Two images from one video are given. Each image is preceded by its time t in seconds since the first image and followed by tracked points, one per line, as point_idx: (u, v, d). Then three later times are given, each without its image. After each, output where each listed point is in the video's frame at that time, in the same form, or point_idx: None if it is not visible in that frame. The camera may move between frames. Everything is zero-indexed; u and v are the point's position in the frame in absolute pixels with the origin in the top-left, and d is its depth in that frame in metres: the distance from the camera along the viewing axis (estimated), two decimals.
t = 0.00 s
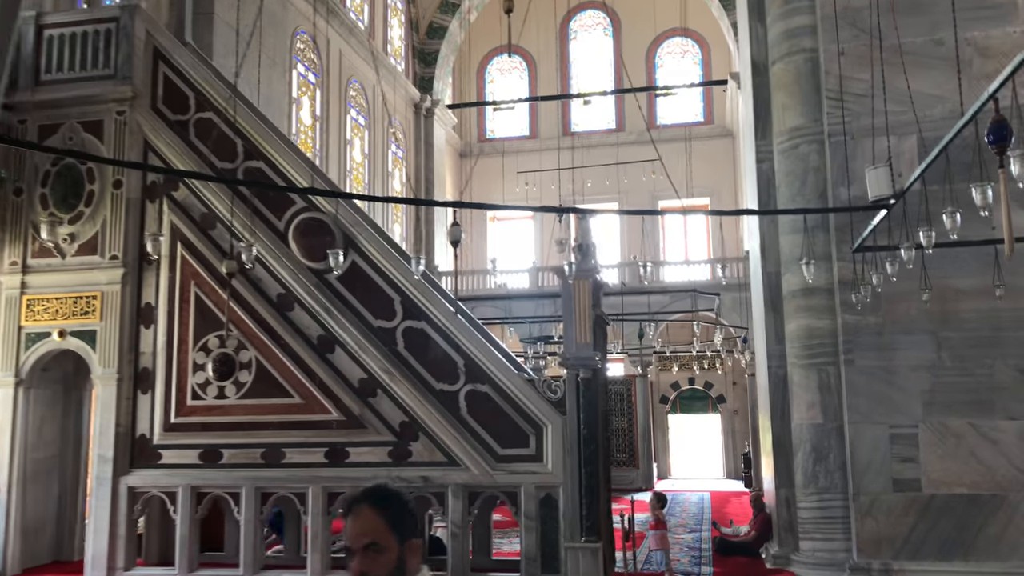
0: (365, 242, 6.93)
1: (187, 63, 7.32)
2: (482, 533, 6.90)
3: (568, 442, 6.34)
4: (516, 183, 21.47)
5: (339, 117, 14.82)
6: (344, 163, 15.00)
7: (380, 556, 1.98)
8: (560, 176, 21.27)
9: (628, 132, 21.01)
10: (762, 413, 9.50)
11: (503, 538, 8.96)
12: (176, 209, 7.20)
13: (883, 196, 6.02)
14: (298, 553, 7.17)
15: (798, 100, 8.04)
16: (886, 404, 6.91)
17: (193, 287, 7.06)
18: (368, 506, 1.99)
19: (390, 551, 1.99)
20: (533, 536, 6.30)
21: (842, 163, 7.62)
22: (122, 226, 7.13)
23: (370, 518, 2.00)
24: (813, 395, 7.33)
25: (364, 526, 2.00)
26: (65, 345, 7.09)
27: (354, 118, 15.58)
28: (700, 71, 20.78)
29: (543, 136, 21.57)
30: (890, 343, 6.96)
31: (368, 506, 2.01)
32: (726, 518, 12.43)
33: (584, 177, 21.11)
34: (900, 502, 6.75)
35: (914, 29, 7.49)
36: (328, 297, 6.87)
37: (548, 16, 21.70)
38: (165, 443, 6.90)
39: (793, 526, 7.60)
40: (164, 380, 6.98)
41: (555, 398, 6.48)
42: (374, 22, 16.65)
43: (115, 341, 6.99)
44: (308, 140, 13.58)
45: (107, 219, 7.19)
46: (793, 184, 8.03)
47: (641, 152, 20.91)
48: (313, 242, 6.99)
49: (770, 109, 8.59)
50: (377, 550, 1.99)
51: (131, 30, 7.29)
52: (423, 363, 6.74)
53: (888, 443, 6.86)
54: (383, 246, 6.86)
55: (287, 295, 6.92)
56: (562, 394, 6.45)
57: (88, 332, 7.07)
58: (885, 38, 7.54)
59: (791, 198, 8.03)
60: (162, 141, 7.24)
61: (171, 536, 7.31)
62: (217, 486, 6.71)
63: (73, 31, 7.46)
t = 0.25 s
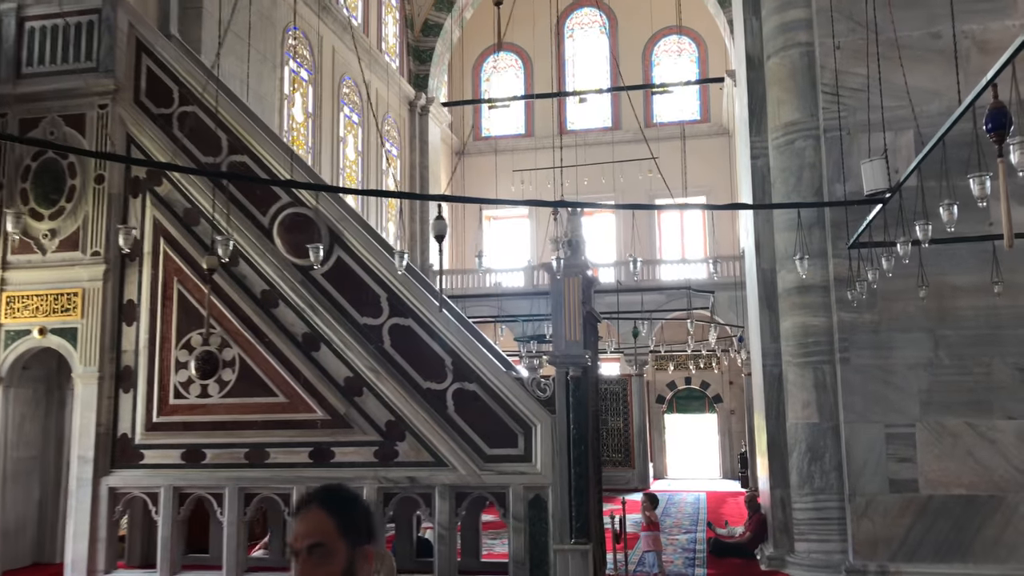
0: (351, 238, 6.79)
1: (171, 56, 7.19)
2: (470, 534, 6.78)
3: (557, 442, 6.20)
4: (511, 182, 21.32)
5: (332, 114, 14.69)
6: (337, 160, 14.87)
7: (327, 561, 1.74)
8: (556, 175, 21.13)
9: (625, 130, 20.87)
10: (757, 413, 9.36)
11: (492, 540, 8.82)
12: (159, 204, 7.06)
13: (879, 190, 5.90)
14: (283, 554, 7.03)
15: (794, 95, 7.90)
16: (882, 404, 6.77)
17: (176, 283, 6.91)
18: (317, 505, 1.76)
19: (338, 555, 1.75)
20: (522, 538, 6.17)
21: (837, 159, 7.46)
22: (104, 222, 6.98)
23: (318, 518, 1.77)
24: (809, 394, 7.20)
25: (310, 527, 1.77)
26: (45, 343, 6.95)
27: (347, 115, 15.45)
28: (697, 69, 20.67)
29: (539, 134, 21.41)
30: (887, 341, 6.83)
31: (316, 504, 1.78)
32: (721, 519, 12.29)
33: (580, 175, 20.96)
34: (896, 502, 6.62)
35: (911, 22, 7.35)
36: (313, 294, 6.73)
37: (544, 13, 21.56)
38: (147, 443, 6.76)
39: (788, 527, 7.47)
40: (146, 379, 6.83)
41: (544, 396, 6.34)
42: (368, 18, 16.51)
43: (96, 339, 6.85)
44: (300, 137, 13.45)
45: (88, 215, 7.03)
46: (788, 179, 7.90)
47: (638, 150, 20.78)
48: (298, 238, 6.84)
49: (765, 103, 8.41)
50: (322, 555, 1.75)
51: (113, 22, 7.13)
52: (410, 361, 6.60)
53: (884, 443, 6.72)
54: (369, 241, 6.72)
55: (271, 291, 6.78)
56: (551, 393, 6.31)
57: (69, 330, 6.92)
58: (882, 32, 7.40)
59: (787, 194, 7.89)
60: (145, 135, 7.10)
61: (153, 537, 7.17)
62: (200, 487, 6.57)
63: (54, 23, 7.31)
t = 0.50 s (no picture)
0: (337, 235, 6.64)
1: (154, 49, 7.00)
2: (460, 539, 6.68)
3: (548, 444, 6.06)
4: (507, 181, 21.19)
5: (324, 111, 14.52)
6: (330, 158, 14.70)
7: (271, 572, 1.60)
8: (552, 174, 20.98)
9: (622, 129, 20.72)
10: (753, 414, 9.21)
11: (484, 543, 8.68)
12: (142, 201, 6.91)
13: (878, 185, 5.75)
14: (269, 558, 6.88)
15: (791, 90, 7.74)
16: (881, 405, 6.62)
17: (159, 281, 6.76)
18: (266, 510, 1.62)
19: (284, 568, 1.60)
20: (511, 542, 6.02)
21: (835, 155, 7.29)
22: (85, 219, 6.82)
23: (266, 525, 1.62)
24: (806, 395, 7.05)
25: (257, 534, 1.61)
26: (25, 342, 6.78)
27: (340, 112, 15.29)
28: (694, 68, 20.56)
29: (536, 133, 21.23)
30: (885, 341, 6.68)
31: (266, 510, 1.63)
32: (717, 522, 12.13)
33: (576, 174, 20.79)
34: (895, 505, 6.47)
35: (909, 16, 7.19)
36: (298, 292, 6.59)
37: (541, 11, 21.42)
38: (128, 445, 6.60)
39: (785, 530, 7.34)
40: (128, 380, 6.67)
41: (535, 397, 6.19)
42: (363, 15, 16.36)
43: (77, 338, 6.69)
44: (292, 134, 13.29)
45: (70, 212, 6.86)
46: (785, 176, 7.73)
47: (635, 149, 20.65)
48: (283, 235, 6.69)
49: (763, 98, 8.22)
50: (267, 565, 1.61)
51: (94, 13, 6.93)
52: (397, 361, 6.45)
53: (883, 445, 6.57)
54: (356, 238, 6.57)
55: (255, 290, 6.63)
56: (542, 394, 6.16)
57: (49, 329, 6.76)
58: (880, 25, 7.24)
59: (783, 190, 7.73)
60: (128, 130, 6.94)
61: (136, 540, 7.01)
62: (183, 490, 6.42)
63: (35, 15, 7.11)
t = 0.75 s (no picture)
0: (325, 232, 6.48)
1: (139, 41, 6.83)
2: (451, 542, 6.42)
3: (541, 446, 5.90)
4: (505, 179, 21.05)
5: (319, 108, 14.37)
6: (325, 156, 14.56)
7: None
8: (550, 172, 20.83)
9: (620, 127, 20.56)
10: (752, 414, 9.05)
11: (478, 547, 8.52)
12: (126, 196, 6.74)
13: (880, 179, 5.61)
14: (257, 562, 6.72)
15: (790, 85, 7.57)
16: (882, 405, 6.47)
17: (144, 279, 6.61)
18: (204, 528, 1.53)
19: None
20: (503, 546, 5.86)
21: (835, 150, 7.13)
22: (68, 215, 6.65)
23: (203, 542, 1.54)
24: (805, 395, 6.87)
25: (195, 550, 1.54)
26: (7, 341, 6.63)
27: (336, 110, 15.14)
28: (693, 65, 20.41)
29: (535, 131, 21.06)
30: (887, 340, 6.53)
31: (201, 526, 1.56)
32: (715, 523, 11.98)
33: (574, 172, 20.63)
34: (897, 508, 6.32)
35: (911, 9, 7.00)
36: (286, 290, 6.43)
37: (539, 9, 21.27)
38: (112, 447, 6.44)
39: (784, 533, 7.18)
40: (111, 380, 6.51)
41: (528, 398, 6.04)
42: (358, 12, 16.19)
43: (60, 337, 6.54)
44: (286, 131, 13.15)
45: (52, 208, 6.70)
46: (784, 172, 7.54)
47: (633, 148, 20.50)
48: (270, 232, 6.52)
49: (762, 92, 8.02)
50: None
51: (78, 5, 6.78)
52: (387, 361, 6.29)
53: (884, 446, 6.42)
54: (344, 235, 6.41)
55: (242, 287, 6.48)
56: (534, 394, 6.01)
57: (32, 328, 6.61)
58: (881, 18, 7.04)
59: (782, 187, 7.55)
60: (113, 125, 6.78)
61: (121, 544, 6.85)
62: (167, 492, 6.26)
63: (21, 8, 7.00)
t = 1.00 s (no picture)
0: (316, 226, 6.33)
1: (127, 32, 6.68)
2: (445, 543, 6.14)
3: (537, 444, 5.75)
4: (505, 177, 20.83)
5: (316, 104, 14.22)
6: (322, 152, 14.40)
7: None
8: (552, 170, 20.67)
9: (622, 124, 20.40)
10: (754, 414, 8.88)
11: (475, 549, 8.39)
12: (114, 190, 6.60)
13: (887, 169, 5.45)
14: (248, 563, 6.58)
15: (794, 76, 7.32)
16: (888, 403, 6.31)
17: (131, 274, 6.46)
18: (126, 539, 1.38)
19: None
20: (499, 548, 5.71)
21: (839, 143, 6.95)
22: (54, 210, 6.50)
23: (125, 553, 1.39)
24: (809, 393, 6.72)
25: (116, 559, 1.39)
26: None
27: (333, 106, 14.98)
28: (695, 62, 20.25)
29: (535, 128, 20.88)
30: (892, 337, 6.36)
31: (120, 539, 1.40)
32: (718, 525, 11.79)
33: (575, 170, 20.46)
34: (903, 509, 6.16)
35: None
36: (276, 285, 6.28)
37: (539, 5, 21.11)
38: (100, 446, 6.29)
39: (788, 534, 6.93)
40: (99, 378, 6.36)
41: (524, 395, 5.88)
42: (356, 7, 16.05)
43: (46, 334, 6.38)
44: (282, 127, 12.99)
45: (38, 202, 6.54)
46: (787, 165, 7.29)
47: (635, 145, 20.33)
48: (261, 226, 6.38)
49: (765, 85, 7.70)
50: None
51: None
52: (380, 358, 6.14)
53: (890, 445, 6.26)
54: (336, 229, 6.26)
55: (232, 283, 6.33)
56: (531, 392, 5.84)
57: (18, 324, 6.45)
58: (887, 7, 6.84)
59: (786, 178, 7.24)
60: (100, 117, 6.63)
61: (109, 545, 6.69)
62: (155, 492, 6.11)
63: None
